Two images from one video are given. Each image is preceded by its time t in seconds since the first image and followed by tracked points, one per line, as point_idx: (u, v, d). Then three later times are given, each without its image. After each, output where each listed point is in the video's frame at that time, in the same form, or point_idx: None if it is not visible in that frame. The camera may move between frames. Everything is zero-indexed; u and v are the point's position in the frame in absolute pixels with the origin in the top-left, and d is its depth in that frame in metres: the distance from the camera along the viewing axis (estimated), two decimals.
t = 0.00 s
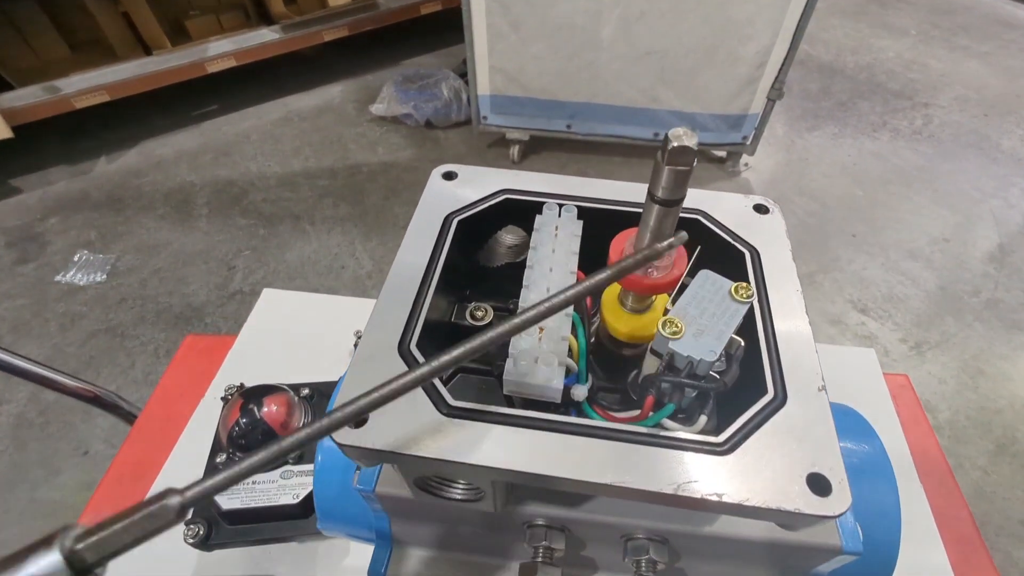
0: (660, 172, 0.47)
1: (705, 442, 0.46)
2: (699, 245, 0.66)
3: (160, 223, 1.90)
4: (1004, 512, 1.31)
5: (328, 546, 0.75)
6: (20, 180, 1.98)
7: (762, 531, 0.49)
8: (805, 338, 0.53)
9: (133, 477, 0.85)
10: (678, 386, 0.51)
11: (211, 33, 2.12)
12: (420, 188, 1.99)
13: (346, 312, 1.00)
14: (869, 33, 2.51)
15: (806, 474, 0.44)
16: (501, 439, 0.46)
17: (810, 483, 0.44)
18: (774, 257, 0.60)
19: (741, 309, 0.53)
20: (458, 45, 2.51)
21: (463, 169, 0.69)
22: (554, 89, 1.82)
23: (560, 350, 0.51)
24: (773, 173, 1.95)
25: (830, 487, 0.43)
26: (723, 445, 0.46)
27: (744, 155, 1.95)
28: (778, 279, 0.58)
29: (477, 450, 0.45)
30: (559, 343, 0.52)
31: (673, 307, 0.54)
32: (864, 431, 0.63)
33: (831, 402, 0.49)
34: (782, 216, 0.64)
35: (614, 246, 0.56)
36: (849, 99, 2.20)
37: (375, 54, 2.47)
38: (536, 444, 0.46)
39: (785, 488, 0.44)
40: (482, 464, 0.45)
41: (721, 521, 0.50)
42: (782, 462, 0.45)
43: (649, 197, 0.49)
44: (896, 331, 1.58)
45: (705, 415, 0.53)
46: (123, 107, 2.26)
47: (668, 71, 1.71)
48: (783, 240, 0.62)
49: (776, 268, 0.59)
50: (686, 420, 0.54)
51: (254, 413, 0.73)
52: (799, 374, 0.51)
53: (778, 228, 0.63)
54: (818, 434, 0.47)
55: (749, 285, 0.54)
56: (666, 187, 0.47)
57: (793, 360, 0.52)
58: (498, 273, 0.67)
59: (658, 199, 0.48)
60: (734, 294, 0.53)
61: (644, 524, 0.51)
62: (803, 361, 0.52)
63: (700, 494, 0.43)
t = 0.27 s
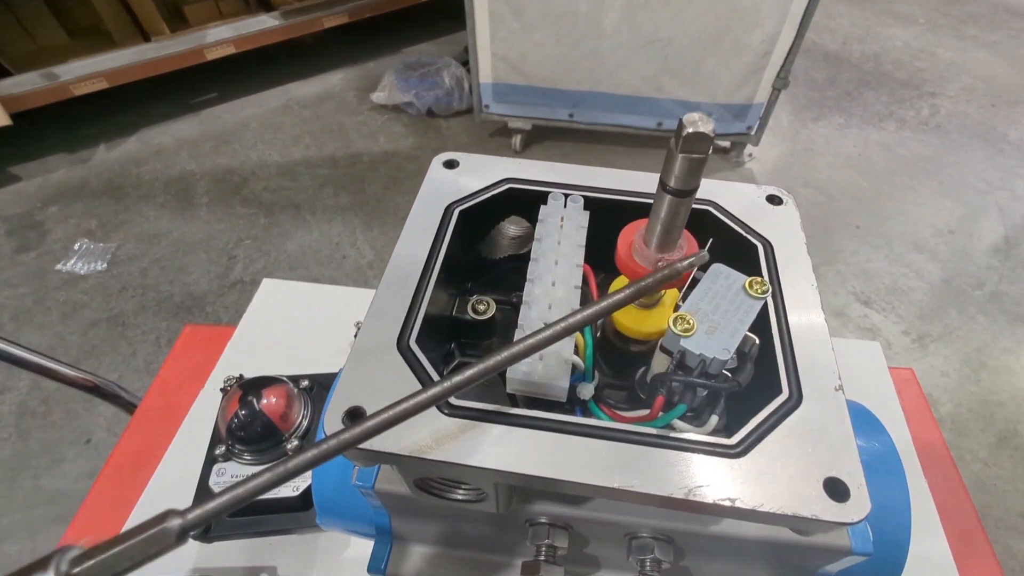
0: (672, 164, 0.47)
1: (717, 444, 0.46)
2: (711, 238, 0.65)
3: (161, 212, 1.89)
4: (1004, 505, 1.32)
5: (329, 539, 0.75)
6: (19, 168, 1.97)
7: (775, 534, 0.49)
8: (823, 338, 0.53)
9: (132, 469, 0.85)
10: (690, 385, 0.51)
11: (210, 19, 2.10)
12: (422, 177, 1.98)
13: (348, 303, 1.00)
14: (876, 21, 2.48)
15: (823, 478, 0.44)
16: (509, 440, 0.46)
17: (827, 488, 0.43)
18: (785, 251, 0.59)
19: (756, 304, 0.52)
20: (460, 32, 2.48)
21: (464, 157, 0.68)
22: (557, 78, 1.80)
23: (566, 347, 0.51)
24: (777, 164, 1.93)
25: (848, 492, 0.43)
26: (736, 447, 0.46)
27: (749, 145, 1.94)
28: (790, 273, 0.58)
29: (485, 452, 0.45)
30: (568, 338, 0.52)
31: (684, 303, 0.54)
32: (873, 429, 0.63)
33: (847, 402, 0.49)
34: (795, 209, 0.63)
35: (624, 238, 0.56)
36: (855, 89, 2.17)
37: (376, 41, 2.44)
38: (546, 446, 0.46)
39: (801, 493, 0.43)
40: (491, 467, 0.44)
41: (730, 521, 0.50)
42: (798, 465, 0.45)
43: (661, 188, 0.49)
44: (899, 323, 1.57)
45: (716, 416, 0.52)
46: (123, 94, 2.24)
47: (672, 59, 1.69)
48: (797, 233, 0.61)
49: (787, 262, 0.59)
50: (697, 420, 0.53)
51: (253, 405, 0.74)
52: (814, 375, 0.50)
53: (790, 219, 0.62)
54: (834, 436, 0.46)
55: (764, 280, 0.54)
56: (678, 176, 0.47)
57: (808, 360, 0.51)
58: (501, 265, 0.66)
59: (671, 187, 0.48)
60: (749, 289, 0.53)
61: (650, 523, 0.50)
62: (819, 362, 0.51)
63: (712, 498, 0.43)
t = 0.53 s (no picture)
0: (685, 169, 0.47)
1: (728, 455, 0.46)
2: (723, 242, 0.65)
3: (162, 202, 1.89)
4: (1004, 499, 1.32)
5: (332, 532, 0.75)
6: (20, 157, 1.96)
7: (780, 539, 0.48)
8: (835, 347, 0.53)
9: (136, 463, 0.85)
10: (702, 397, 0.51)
11: (210, 7, 2.08)
12: (424, 168, 1.97)
13: (350, 297, 1.00)
14: (883, 10, 2.45)
15: (836, 492, 0.44)
16: (519, 449, 0.46)
17: (840, 501, 0.44)
18: (797, 256, 0.59)
19: (767, 312, 0.52)
20: (462, 20, 2.46)
21: (470, 155, 0.67)
22: (560, 68, 1.78)
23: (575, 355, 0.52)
24: (782, 156, 1.92)
25: (860, 506, 0.43)
26: (748, 458, 0.46)
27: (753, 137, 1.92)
28: (801, 279, 0.58)
29: (496, 463, 0.45)
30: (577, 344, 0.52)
31: (695, 311, 0.54)
32: (880, 429, 0.63)
33: (860, 411, 0.49)
34: (807, 211, 0.63)
35: (633, 243, 0.56)
36: (861, 79, 2.15)
37: (378, 30, 2.42)
38: (556, 456, 0.46)
39: (814, 506, 0.44)
40: (503, 478, 0.45)
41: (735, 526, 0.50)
42: (810, 478, 0.45)
43: (672, 194, 0.49)
44: (902, 318, 1.57)
45: (726, 424, 0.52)
46: (123, 82, 2.22)
47: (676, 50, 1.68)
48: (810, 238, 0.61)
49: (799, 268, 0.59)
50: (709, 429, 0.53)
51: (256, 400, 0.74)
52: (826, 385, 0.51)
53: (803, 223, 0.62)
54: (846, 447, 0.47)
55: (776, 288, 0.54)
56: (691, 182, 0.46)
57: (819, 369, 0.52)
58: (506, 265, 0.67)
59: (682, 194, 0.48)
60: (761, 297, 0.53)
61: (655, 526, 0.51)
62: (831, 372, 0.51)
63: (725, 512, 0.43)
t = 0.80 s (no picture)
0: (705, 169, 0.46)
1: (744, 454, 0.46)
2: (738, 241, 0.65)
3: (164, 192, 1.89)
4: (1005, 493, 1.33)
5: (337, 523, 0.75)
6: (22, 147, 1.96)
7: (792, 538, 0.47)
8: (852, 347, 0.53)
9: (141, 454, 0.85)
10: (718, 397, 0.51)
11: None
12: (426, 160, 1.96)
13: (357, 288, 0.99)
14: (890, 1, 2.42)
15: (853, 493, 0.44)
16: (535, 448, 0.46)
17: (858, 504, 0.44)
18: (812, 255, 0.59)
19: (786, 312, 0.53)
20: (465, 10, 2.43)
21: (481, 151, 0.67)
22: (563, 59, 1.77)
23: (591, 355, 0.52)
24: (786, 149, 1.91)
25: (878, 508, 0.43)
26: (764, 457, 0.46)
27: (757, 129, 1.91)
28: (817, 277, 0.57)
29: (511, 464, 0.46)
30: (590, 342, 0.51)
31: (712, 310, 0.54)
32: (892, 427, 0.62)
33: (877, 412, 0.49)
34: (822, 207, 0.63)
35: (649, 238, 0.56)
36: (867, 71, 2.13)
37: (380, 19, 2.40)
38: (572, 456, 0.46)
39: (831, 508, 0.44)
40: (519, 478, 0.45)
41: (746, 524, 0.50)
42: (827, 478, 0.45)
43: (691, 193, 0.49)
44: (905, 312, 1.57)
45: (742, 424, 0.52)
46: (124, 72, 2.21)
47: (681, 41, 1.66)
48: (826, 235, 0.61)
49: (815, 266, 0.58)
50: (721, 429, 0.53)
51: (262, 393, 0.74)
52: (843, 385, 0.50)
53: (818, 221, 0.62)
54: (864, 448, 0.47)
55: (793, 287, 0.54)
56: (711, 180, 0.46)
57: (836, 369, 0.51)
58: (516, 261, 0.66)
59: (701, 192, 0.47)
60: (779, 297, 0.53)
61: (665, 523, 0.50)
62: (848, 371, 0.51)
63: (742, 512, 0.44)
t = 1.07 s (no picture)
0: (712, 171, 0.46)
1: (748, 452, 0.47)
2: (744, 240, 0.64)
3: (166, 185, 1.89)
4: (1004, 489, 1.33)
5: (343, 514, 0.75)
6: (24, 138, 1.96)
7: (793, 535, 0.47)
8: (856, 346, 0.53)
9: (147, 446, 0.86)
10: (723, 396, 0.52)
11: None
12: (428, 153, 1.96)
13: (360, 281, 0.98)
14: None
15: (855, 491, 0.44)
16: (541, 446, 0.47)
17: (860, 500, 0.44)
18: (817, 255, 0.59)
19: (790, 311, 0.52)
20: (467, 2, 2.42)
21: (489, 149, 0.67)
22: (566, 52, 1.76)
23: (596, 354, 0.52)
24: (790, 143, 1.90)
25: (880, 505, 0.43)
26: (768, 455, 0.46)
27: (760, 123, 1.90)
28: (823, 278, 0.57)
29: (517, 461, 0.46)
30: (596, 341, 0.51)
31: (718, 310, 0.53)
32: (892, 422, 0.62)
33: (880, 411, 0.49)
34: (827, 207, 0.63)
35: (655, 238, 0.56)
36: (872, 65, 2.12)
37: (381, 11, 2.39)
38: (578, 454, 0.46)
39: (834, 506, 0.44)
40: (526, 475, 0.45)
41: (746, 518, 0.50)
42: (831, 476, 0.45)
43: (699, 194, 0.49)
44: (907, 308, 1.57)
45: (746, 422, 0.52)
46: (125, 63, 2.20)
47: (685, 34, 1.65)
48: (831, 235, 0.60)
49: (821, 265, 0.58)
50: (725, 427, 0.52)
51: (268, 387, 0.74)
52: (847, 383, 0.51)
53: (823, 220, 0.61)
54: (867, 447, 0.47)
55: (799, 287, 0.53)
56: (719, 182, 0.46)
57: (840, 368, 0.51)
58: (522, 259, 0.66)
59: (709, 194, 0.47)
60: (784, 296, 0.52)
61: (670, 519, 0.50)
62: (852, 370, 0.51)
63: (746, 510, 0.44)
